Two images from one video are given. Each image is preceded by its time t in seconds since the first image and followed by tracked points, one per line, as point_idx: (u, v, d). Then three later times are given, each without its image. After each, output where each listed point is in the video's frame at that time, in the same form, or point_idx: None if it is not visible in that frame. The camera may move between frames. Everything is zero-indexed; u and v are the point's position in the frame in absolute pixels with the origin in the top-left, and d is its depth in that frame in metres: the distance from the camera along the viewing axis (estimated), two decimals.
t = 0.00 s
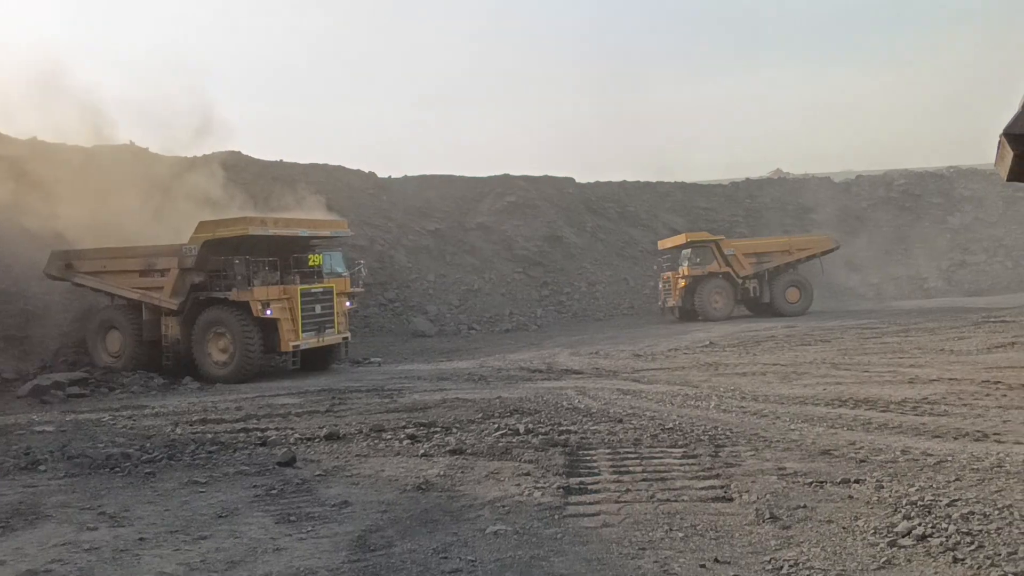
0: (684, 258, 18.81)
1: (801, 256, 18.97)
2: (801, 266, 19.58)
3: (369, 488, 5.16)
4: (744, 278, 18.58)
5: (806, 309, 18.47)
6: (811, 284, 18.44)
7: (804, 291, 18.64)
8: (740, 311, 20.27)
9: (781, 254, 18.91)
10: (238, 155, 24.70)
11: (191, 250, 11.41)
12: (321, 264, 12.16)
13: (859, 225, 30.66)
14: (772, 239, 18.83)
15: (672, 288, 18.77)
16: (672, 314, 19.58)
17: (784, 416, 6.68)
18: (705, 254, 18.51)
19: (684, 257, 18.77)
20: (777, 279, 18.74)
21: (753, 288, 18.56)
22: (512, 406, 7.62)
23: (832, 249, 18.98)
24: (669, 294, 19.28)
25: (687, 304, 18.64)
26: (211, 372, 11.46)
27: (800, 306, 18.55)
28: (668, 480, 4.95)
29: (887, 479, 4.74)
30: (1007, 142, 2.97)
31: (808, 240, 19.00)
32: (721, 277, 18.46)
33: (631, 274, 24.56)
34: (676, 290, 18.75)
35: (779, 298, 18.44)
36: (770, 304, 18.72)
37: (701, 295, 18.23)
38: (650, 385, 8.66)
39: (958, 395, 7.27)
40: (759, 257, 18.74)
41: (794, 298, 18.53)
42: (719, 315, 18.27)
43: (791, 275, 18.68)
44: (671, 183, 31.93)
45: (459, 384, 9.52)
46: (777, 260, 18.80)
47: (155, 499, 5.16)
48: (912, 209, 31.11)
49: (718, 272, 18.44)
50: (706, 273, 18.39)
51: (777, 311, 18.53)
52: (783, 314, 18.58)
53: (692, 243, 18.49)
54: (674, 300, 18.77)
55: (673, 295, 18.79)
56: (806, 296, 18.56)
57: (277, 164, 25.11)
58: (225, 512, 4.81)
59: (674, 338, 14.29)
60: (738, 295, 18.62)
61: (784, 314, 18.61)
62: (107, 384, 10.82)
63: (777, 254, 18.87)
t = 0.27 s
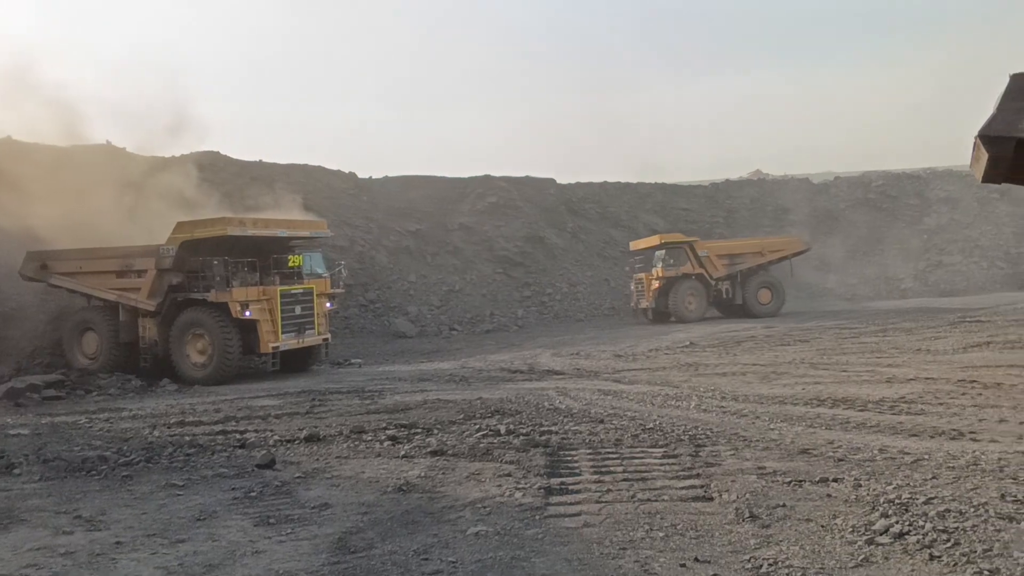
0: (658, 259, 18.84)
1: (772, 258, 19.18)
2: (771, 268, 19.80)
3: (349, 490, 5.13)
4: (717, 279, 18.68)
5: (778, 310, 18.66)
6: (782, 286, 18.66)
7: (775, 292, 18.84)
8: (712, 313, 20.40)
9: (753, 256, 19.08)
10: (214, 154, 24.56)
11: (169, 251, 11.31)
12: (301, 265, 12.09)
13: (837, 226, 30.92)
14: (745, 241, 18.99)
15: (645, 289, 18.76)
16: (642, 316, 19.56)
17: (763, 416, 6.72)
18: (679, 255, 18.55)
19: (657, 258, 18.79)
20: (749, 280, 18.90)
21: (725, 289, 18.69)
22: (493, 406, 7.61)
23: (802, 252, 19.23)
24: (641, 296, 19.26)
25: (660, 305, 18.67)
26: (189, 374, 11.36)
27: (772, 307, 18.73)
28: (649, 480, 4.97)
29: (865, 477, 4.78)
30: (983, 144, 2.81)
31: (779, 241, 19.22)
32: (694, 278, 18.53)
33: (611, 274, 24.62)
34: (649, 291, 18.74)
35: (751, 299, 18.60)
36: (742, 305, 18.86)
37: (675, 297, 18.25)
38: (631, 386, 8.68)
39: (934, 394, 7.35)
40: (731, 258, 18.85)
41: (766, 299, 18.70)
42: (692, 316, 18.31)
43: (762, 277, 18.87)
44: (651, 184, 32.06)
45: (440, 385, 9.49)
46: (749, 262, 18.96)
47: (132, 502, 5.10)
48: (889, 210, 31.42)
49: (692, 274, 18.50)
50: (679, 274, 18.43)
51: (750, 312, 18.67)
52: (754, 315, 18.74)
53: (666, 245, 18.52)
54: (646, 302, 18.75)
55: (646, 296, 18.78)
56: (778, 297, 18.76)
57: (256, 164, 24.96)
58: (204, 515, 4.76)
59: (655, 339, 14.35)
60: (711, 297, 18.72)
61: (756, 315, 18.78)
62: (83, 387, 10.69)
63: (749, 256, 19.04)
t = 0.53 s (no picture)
0: (625, 261, 18.81)
1: (737, 260, 19.41)
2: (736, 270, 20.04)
3: (322, 492, 5.09)
4: (684, 281, 18.80)
5: (744, 311, 18.90)
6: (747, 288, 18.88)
7: (741, 293, 19.07)
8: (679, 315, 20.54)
9: (719, 258, 19.26)
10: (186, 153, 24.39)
11: (140, 251, 11.16)
12: (274, 266, 11.99)
13: (810, 227, 31.25)
14: (712, 243, 19.15)
15: (612, 291, 18.76)
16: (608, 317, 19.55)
17: (736, 416, 6.77)
18: (647, 257, 18.58)
19: (625, 260, 18.77)
20: (715, 282, 19.08)
21: (692, 291, 18.81)
22: (468, 407, 7.60)
23: (768, 254, 19.50)
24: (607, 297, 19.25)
25: (627, 307, 18.68)
26: (160, 375, 11.23)
27: (738, 308, 18.95)
28: (622, 480, 4.98)
29: (836, 476, 4.83)
30: (951, 149, 2.86)
31: (744, 244, 19.45)
32: (661, 280, 18.61)
33: (587, 275, 24.70)
34: (616, 293, 18.74)
35: (718, 301, 18.78)
36: (708, 307, 19.04)
37: (643, 299, 18.31)
38: (605, 386, 8.71)
39: (904, 395, 7.44)
40: (697, 261, 19.01)
41: (732, 300, 18.91)
42: (660, 318, 18.41)
43: (728, 278, 19.07)
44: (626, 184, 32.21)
45: (414, 386, 9.45)
46: (715, 264, 19.13)
47: (100, 505, 5.02)
48: (861, 213, 31.82)
49: (659, 276, 18.59)
50: (648, 276, 18.48)
51: (716, 314, 18.85)
52: (721, 317, 18.93)
53: (634, 247, 18.51)
54: (614, 303, 18.75)
55: (613, 298, 18.79)
56: (743, 299, 18.99)
57: (228, 164, 24.75)
58: (174, 518, 4.71)
59: (630, 339, 14.39)
60: (677, 298, 18.84)
61: (722, 317, 18.96)
62: (52, 389, 10.51)
63: (715, 258, 19.21)
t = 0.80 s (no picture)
0: (593, 262, 18.80)
1: (703, 262, 19.62)
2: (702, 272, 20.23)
3: (294, 494, 5.05)
4: (652, 282, 18.90)
5: (709, 313, 19.10)
6: (713, 289, 19.10)
7: (706, 295, 19.27)
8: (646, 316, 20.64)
9: (685, 260, 19.43)
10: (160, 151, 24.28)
11: (109, 250, 11.01)
12: (247, 265, 11.89)
13: (782, 228, 31.57)
14: (678, 245, 19.34)
15: (580, 292, 18.69)
16: (573, 319, 19.48)
17: (709, 416, 6.83)
18: (614, 259, 18.65)
19: (593, 261, 18.75)
20: (681, 284, 19.24)
21: (660, 292, 18.91)
22: (442, 408, 7.57)
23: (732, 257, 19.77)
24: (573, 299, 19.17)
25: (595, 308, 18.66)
26: (129, 376, 11.07)
27: (703, 310, 19.15)
28: (595, 481, 5.00)
29: (806, 476, 4.88)
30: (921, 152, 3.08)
31: (710, 246, 19.67)
32: (629, 281, 18.67)
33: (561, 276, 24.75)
34: (584, 295, 18.68)
35: (684, 303, 18.93)
36: (675, 308, 19.18)
37: (611, 300, 18.31)
38: (579, 387, 8.72)
39: (873, 395, 7.54)
40: (664, 262, 19.13)
41: (698, 302, 19.10)
42: (628, 319, 18.43)
43: (694, 280, 19.26)
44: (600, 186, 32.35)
45: (387, 387, 9.40)
46: (681, 266, 19.30)
47: (67, 508, 4.94)
48: (832, 215, 32.21)
49: (627, 277, 18.65)
50: (616, 277, 18.51)
51: (682, 315, 19.01)
52: (687, 318, 19.11)
53: (602, 248, 18.52)
54: (581, 305, 18.68)
55: (580, 299, 18.72)
56: (709, 301, 19.20)
57: (200, 162, 24.51)
58: (142, 521, 4.64)
59: (603, 340, 14.44)
60: (644, 300, 18.91)
61: (687, 318, 19.15)
62: (18, 390, 10.33)
63: (681, 260, 19.38)
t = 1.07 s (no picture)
0: (567, 264, 18.78)
1: (676, 264, 19.77)
2: (676, 274, 20.38)
3: (273, 495, 5.02)
4: (626, 284, 18.97)
5: (682, 314, 19.29)
6: (686, 291, 19.28)
7: (679, 297, 19.44)
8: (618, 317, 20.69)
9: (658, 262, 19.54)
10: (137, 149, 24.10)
11: (85, 249, 10.89)
12: (226, 265, 11.82)
13: (762, 230, 31.78)
14: (652, 247, 19.45)
15: (555, 294, 18.63)
16: (546, 321, 19.41)
17: (688, 416, 6.87)
18: (589, 260, 18.67)
19: (567, 263, 18.72)
20: (654, 286, 19.35)
21: (633, 294, 18.98)
22: (422, 409, 7.55)
23: (704, 259, 19.98)
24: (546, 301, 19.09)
25: (569, 310, 18.62)
26: (106, 377, 10.94)
27: (676, 312, 19.32)
28: (576, 481, 5.00)
29: (784, 476, 4.91)
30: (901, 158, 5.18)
31: (683, 248, 19.84)
32: (603, 283, 18.69)
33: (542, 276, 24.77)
34: (558, 297, 18.62)
35: (657, 304, 19.06)
36: (648, 310, 19.30)
37: (587, 301, 18.30)
38: (559, 388, 8.74)
39: (851, 396, 7.61)
40: (638, 264, 19.21)
41: (670, 304, 19.26)
42: (602, 321, 18.44)
43: (667, 282, 19.38)
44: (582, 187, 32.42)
45: (368, 387, 9.36)
46: (654, 268, 19.40)
47: (42, 511, 4.87)
48: (810, 217, 32.49)
49: (601, 279, 18.68)
50: (591, 279, 18.53)
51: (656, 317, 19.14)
52: (659, 319, 19.25)
53: (577, 249, 18.51)
54: (556, 307, 18.62)
55: (555, 301, 18.66)
56: (681, 302, 19.37)
57: (177, 161, 24.33)
58: (118, 523, 4.59)
59: (583, 341, 14.47)
60: (619, 302, 18.96)
61: (660, 320, 19.29)
62: None
63: (654, 261, 19.49)
